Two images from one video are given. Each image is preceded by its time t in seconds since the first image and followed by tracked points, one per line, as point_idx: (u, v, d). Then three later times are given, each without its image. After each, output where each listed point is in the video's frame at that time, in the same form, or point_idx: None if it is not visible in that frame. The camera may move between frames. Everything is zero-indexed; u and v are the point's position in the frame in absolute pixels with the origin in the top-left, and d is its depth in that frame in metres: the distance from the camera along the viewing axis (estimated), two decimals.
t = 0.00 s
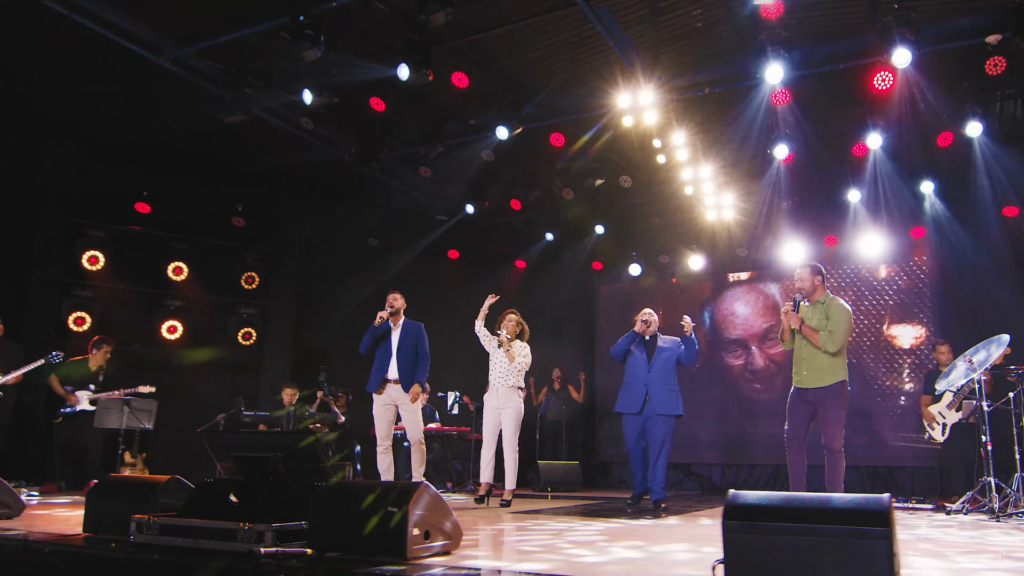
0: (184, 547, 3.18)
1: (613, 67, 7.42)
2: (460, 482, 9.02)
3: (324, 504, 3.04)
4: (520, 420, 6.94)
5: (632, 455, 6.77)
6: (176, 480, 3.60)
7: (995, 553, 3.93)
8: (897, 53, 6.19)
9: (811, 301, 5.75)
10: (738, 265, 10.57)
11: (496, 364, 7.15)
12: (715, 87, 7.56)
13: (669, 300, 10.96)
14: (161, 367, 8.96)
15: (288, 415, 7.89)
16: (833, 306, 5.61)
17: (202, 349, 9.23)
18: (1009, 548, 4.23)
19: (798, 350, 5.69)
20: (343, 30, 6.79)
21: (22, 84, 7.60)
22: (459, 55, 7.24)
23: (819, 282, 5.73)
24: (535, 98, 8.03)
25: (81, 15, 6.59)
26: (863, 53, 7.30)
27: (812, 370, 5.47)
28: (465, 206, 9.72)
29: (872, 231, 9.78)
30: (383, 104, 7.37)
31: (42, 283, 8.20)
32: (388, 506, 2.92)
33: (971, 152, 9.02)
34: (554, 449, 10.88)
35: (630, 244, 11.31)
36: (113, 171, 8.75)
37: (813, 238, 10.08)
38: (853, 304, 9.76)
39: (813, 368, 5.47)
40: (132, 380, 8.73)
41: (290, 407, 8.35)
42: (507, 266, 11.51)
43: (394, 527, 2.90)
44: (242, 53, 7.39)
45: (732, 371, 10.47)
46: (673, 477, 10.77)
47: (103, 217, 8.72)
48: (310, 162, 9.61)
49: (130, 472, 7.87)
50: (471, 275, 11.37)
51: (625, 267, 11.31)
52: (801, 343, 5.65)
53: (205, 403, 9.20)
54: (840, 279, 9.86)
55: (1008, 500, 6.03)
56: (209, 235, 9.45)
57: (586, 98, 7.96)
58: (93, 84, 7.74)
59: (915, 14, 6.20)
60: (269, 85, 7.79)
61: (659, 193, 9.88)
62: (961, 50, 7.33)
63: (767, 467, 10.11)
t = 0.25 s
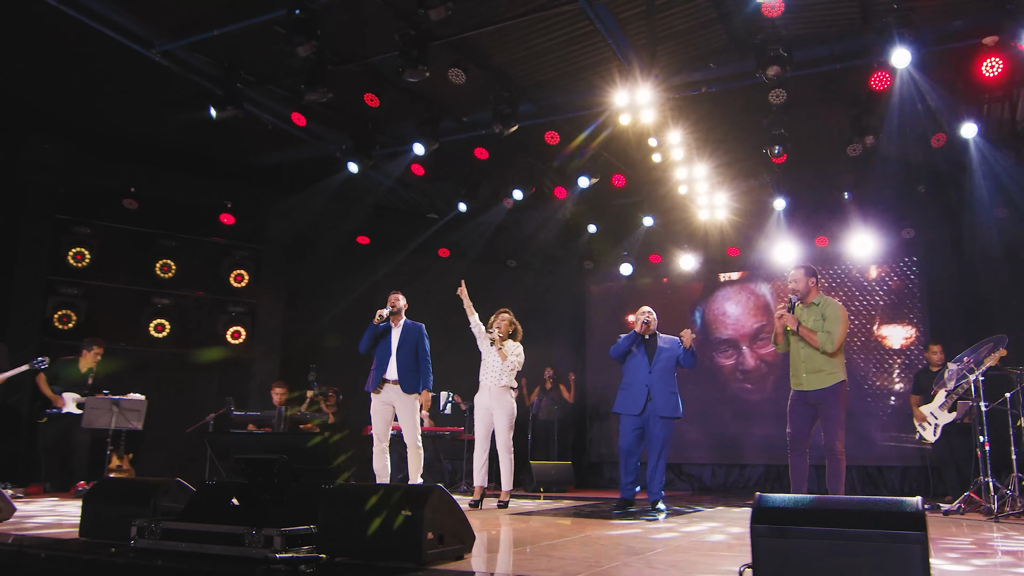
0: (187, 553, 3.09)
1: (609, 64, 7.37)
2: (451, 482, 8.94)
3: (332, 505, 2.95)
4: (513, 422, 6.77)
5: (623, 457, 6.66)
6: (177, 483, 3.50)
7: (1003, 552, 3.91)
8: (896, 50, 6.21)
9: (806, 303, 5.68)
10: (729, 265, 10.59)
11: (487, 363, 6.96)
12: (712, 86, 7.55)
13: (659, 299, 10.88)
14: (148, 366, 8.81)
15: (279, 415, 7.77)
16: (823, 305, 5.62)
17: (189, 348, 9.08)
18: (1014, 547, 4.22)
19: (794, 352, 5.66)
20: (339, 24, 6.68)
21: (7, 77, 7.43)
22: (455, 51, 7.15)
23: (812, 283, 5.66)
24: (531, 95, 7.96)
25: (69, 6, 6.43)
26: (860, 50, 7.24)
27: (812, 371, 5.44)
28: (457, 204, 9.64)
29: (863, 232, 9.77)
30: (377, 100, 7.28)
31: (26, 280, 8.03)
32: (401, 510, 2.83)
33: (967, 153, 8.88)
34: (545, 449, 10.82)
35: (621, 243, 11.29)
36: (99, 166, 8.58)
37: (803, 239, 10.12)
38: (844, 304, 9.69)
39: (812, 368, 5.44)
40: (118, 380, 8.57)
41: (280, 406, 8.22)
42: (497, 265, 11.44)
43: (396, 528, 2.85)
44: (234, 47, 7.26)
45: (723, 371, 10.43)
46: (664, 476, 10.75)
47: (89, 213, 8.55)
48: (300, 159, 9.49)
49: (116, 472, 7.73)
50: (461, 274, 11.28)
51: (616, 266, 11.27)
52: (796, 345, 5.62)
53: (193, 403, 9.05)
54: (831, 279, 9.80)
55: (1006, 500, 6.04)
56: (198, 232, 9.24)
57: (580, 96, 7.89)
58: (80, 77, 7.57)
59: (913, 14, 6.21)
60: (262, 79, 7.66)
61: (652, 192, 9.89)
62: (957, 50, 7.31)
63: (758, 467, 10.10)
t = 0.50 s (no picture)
0: (188, 557, 3.02)
1: (606, 65, 7.36)
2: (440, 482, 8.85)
3: (340, 509, 2.90)
4: (500, 421, 6.29)
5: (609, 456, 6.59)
6: (176, 484, 3.41)
7: (1003, 553, 3.93)
8: (892, 54, 6.18)
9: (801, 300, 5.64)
10: (717, 266, 10.58)
11: (472, 360, 6.47)
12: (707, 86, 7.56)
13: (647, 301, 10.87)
14: (132, 364, 8.66)
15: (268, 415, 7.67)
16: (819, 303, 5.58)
17: (174, 346, 8.95)
18: (1013, 548, 4.24)
19: (785, 348, 5.60)
20: (333, 19, 6.60)
21: None
22: (450, 47, 7.08)
23: (809, 281, 5.61)
24: (524, 92, 7.90)
25: None
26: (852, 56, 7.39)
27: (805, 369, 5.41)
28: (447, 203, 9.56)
29: (851, 234, 9.83)
30: (370, 97, 7.20)
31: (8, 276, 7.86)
32: (413, 513, 2.79)
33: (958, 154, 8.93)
34: (532, 449, 10.77)
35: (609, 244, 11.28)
36: (84, 161, 8.43)
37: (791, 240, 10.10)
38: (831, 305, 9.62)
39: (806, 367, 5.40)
40: (102, 378, 8.41)
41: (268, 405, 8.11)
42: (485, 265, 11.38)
43: (403, 530, 2.81)
44: (225, 41, 7.15)
45: (711, 372, 10.43)
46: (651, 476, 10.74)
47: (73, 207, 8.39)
48: (288, 156, 9.36)
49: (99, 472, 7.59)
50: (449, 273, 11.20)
51: (604, 266, 11.25)
52: (789, 342, 5.56)
53: (177, 402, 8.91)
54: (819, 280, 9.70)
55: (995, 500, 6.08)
56: (183, 228, 9.11)
57: (574, 96, 7.88)
58: (65, 69, 7.42)
59: (908, 18, 6.25)
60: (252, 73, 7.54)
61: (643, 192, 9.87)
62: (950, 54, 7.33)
63: (745, 468, 10.13)
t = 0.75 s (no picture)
0: (194, 559, 2.96)
1: (603, 63, 7.33)
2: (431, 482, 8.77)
3: (350, 510, 2.81)
4: (492, 420, 5.90)
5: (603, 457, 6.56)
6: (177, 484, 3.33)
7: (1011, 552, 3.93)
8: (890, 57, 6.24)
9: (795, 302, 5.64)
10: (707, 266, 10.58)
11: (464, 356, 6.09)
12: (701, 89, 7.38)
13: (637, 301, 10.85)
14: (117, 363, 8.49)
15: (258, 415, 7.57)
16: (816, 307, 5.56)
17: (160, 345, 8.80)
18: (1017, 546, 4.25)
19: (780, 350, 5.57)
20: (330, 13, 6.50)
21: None
22: (447, 44, 7.01)
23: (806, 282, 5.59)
24: (519, 91, 7.85)
25: None
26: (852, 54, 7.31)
27: (799, 370, 5.37)
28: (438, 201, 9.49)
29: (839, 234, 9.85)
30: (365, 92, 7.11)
31: None
32: (428, 515, 2.68)
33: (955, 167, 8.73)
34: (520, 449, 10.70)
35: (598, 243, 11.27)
36: (69, 156, 8.25)
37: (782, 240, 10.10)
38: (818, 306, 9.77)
39: (800, 368, 5.37)
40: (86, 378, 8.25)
41: (257, 405, 7.99)
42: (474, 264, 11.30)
43: (406, 531, 2.71)
44: (217, 34, 7.02)
45: (700, 372, 10.41)
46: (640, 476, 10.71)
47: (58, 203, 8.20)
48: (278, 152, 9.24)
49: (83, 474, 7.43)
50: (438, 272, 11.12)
51: (592, 265, 11.23)
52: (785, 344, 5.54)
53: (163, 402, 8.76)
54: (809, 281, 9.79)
55: (989, 500, 6.10)
56: (168, 224, 8.90)
57: (568, 93, 7.88)
58: (51, 60, 7.23)
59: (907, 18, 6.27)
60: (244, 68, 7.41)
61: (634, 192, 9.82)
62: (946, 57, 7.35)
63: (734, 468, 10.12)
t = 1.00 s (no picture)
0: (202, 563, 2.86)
1: (599, 61, 7.30)
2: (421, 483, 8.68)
3: (365, 515, 2.74)
4: (488, 419, 5.78)
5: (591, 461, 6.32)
6: (182, 488, 3.26)
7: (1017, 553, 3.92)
8: (887, 58, 6.25)
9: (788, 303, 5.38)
10: (697, 267, 10.58)
11: (458, 356, 5.95)
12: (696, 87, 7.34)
13: (627, 301, 10.84)
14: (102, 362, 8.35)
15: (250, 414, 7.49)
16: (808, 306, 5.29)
17: (146, 343, 8.68)
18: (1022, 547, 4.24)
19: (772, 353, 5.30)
20: (325, 7, 6.41)
21: None
22: (442, 41, 6.93)
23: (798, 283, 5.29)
24: (513, 88, 7.79)
25: None
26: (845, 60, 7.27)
27: (794, 375, 5.13)
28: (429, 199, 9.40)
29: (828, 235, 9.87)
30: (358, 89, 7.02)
31: None
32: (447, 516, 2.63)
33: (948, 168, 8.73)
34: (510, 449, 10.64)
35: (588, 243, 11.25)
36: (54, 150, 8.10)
37: (772, 240, 10.21)
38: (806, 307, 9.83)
39: (795, 373, 5.12)
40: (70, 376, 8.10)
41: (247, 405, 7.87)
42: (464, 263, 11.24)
43: (409, 533, 2.67)
44: (208, 28, 6.90)
45: (689, 372, 10.42)
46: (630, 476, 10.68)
47: (42, 198, 8.05)
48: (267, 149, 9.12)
49: (67, 474, 7.28)
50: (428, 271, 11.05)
51: (583, 265, 11.20)
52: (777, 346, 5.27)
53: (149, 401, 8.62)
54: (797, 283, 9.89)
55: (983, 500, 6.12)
56: (156, 220, 8.83)
57: (562, 91, 7.83)
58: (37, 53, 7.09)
59: (903, 21, 6.28)
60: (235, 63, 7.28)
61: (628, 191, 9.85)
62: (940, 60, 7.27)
63: (723, 468, 10.14)
